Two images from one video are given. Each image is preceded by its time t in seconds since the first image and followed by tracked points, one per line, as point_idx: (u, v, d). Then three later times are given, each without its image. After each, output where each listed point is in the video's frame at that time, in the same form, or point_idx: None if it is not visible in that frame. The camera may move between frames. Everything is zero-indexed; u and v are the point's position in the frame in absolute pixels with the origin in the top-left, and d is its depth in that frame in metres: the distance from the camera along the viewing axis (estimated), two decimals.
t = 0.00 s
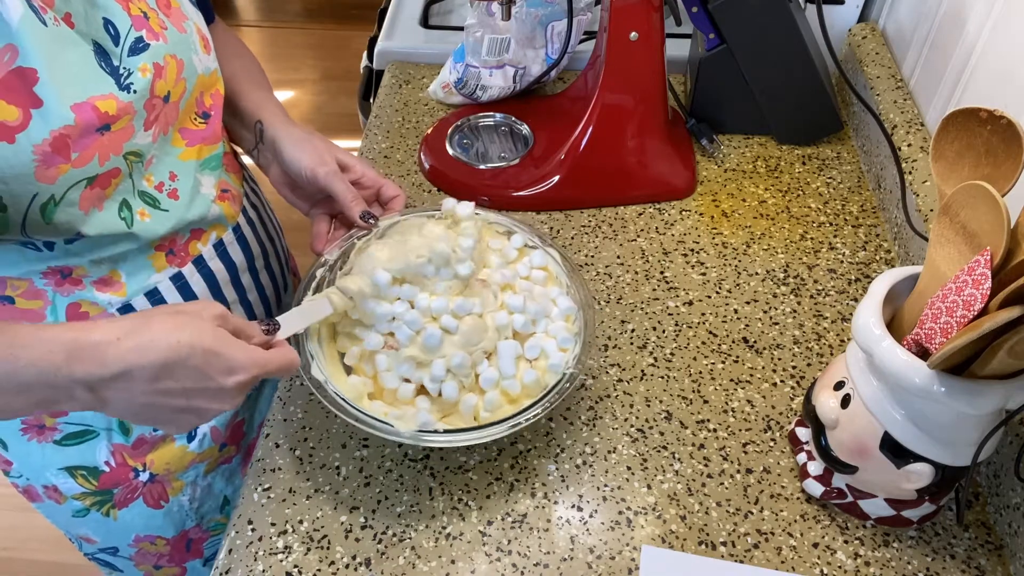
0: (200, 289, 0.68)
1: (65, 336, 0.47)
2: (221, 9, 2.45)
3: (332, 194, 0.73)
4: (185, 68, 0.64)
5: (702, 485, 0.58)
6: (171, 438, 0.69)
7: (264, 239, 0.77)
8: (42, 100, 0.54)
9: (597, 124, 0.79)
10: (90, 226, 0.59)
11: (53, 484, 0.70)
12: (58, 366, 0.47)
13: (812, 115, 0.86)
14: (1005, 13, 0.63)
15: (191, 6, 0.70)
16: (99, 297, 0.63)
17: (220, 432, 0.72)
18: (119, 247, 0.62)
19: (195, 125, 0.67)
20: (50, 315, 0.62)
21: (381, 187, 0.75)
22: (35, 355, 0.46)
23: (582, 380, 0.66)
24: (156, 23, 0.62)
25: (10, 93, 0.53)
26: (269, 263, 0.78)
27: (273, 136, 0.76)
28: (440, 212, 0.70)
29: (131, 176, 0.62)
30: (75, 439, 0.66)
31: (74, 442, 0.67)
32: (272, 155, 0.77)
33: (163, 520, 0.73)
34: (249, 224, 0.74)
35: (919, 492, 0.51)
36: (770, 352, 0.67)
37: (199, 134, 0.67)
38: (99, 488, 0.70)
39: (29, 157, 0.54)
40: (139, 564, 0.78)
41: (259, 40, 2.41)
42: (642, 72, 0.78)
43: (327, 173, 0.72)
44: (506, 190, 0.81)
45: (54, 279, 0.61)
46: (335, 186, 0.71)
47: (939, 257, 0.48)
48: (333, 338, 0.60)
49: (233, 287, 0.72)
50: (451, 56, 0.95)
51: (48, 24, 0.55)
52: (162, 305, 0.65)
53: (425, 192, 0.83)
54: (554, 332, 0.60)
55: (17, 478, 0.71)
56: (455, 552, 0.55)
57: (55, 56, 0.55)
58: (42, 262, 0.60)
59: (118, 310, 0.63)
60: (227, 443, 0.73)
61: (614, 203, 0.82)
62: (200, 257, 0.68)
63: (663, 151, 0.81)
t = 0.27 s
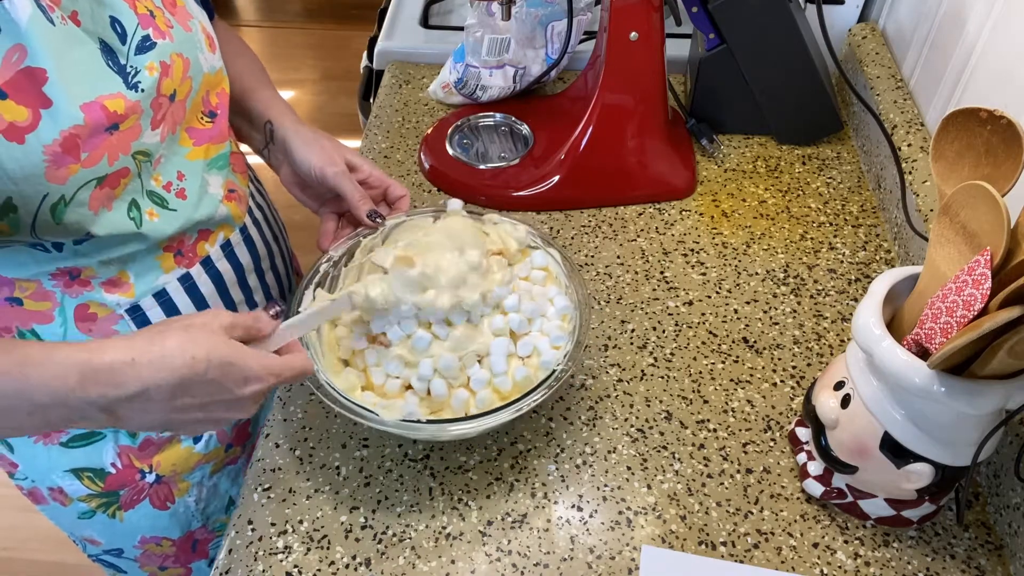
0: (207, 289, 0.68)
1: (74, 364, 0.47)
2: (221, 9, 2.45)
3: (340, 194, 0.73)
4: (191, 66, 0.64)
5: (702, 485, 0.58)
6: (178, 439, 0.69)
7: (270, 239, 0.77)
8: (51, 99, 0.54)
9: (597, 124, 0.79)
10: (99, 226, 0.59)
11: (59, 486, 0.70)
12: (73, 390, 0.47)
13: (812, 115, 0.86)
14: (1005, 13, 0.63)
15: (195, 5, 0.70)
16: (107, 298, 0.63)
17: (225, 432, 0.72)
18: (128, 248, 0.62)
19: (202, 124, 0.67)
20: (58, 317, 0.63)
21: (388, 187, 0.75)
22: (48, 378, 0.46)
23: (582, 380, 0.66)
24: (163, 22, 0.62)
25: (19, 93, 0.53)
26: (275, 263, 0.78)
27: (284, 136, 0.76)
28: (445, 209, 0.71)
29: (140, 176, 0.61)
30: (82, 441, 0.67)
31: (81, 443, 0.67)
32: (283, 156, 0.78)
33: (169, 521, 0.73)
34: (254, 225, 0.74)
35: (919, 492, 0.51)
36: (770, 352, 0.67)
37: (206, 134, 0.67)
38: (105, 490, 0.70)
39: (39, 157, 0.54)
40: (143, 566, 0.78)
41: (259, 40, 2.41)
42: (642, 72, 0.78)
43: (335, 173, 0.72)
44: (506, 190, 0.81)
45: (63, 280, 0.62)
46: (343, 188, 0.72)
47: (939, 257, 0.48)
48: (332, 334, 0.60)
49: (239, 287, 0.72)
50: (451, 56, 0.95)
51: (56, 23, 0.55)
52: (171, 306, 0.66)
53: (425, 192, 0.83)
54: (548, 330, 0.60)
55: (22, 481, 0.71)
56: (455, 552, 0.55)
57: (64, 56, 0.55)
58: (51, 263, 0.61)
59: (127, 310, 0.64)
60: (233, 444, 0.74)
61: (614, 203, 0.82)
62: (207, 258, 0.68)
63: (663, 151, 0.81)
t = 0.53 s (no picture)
0: (212, 290, 0.68)
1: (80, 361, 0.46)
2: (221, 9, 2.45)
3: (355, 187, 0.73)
4: (196, 66, 0.65)
5: (702, 485, 0.58)
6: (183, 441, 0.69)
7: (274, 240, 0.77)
8: (57, 99, 0.54)
9: (597, 124, 0.80)
10: (105, 226, 0.59)
11: (62, 488, 0.70)
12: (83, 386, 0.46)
13: (812, 115, 0.86)
14: (1005, 13, 0.63)
15: (199, 5, 0.70)
16: (112, 300, 0.63)
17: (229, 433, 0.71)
18: (133, 248, 0.62)
19: (207, 124, 0.67)
20: (63, 319, 0.62)
21: (401, 180, 0.75)
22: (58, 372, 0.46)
23: (582, 380, 0.66)
24: (168, 21, 0.63)
25: (24, 93, 0.53)
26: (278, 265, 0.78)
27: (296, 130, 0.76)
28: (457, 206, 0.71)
29: (146, 176, 0.61)
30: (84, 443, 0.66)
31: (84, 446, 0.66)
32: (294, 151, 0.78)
33: (172, 523, 0.73)
34: (258, 225, 0.74)
35: (919, 492, 0.51)
36: (770, 352, 0.67)
37: (211, 134, 0.67)
38: (109, 491, 0.70)
39: (45, 156, 0.54)
40: (146, 569, 0.78)
41: (259, 40, 2.41)
42: (642, 72, 0.78)
43: (349, 167, 0.72)
44: (506, 190, 0.81)
45: (68, 282, 0.61)
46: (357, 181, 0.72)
47: (939, 257, 0.48)
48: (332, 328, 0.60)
49: (244, 288, 0.72)
50: (451, 56, 0.95)
51: (62, 22, 0.55)
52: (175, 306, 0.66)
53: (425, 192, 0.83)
54: (546, 335, 0.60)
55: (25, 483, 0.71)
56: (455, 552, 0.55)
57: (70, 54, 0.55)
58: (57, 265, 0.60)
59: (132, 312, 0.64)
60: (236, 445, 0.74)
61: (614, 203, 0.82)
62: (212, 260, 0.68)
63: (663, 151, 0.81)
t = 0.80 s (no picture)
0: (213, 292, 0.69)
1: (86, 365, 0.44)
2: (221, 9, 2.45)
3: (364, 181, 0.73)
4: (198, 67, 0.64)
5: (702, 485, 0.58)
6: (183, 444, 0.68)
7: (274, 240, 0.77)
8: (61, 98, 0.54)
9: (597, 124, 0.79)
10: (108, 226, 0.59)
11: (62, 490, 0.70)
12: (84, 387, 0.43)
13: (812, 116, 0.86)
14: (1005, 13, 0.63)
15: (201, 5, 0.70)
16: (114, 301, 0.63)
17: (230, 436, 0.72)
18: (135, 249, 0.62)
19: (209, 125, 0.67)
20: (64, 320, 0.62)
21: (408, 173, 0.75)
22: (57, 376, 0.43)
23: (582, 379, 0.66)
24: (170, 21, 0.62)
25: (28, 93, 0.53)
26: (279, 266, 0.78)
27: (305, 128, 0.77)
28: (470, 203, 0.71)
29: (149, 176, 0.61)
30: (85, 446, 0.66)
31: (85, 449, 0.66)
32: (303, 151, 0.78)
33: (173, 525, 0.73)
34: (260, 227, 0.74)
35: (919, 492, 0.51)
36: (770, 352, 0.67)
37: (213, 134, 0.67)
38: (109, 494, 0.70)
39: (49, 156, 0.54)
40: (146, 570, 0.78)
41: (259, 40, 2.41)
42: (642, 72, 0.78)
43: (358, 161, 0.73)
44: (506, 190, 0.81)
45: (70, 283, 0.61)
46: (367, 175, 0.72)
47: (939, 257, 0.48)
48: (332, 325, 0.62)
49: (244, 289, 0.72)
50: (451, 56, 0.95)
51: (66, 21, 0.55)
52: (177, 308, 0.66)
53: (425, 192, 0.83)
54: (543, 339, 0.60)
55: (25, 484, 0.71)
56: (455, 552, 0.55)
57: (73, 53, 0.55)
58: (59, 266, 0.60)
59: (134, 313, 0.64)
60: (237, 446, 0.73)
61: (614, 203, 0.82)
62: (214, 261, 0.68)
63: (663, 151, 0.81)
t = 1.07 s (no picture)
0: (212, 292, 0.69)
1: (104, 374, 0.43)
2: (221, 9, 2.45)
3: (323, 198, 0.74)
4: (194, 67, 0.65)
5: (702, 485, 0.58)
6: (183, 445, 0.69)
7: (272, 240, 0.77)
8: (62, 98, 0.54)
9: (597, 124, 0.79)
10: (107, 226, 0.59)
11: (62, 493, 0.70)
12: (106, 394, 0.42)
13: (812, 115, 0.86)
14: (1005, 13, 0.63)
15: (195, 5, 0.70)
16: (112, 301, 0.63)
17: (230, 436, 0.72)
18: (134, 249, 0.62)
19: (205, 125, 0.67)
20: (63, 321, 0.62)
21: (368, 187, 0.76)
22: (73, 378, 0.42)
23: (582, 380, 0.66)
24: (167, 21, 0.63)
25: (29, 92, 0.53)
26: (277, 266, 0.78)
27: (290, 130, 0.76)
28: (470, 203, 0.71)
29: (147, 176, 0.62)
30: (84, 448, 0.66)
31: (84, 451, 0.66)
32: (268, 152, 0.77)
33: (173, 526, 0.73)
34: (257, 226, 0.74)
35: (919, 492, 0.51)
36: (770, 352, 0.67)
37: (210, 134, 0.67)
38: (109, 496, 0.69)
39: (50, 156, 0.54)
40: (147, 571, 0.78)
41: (258, 40, 2.41)
42: (642, 72, 0.78)
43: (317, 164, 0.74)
44: (506, 190, 0.81)
45: (68, 283, 0.61)
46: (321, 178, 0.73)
47: (939, 256, 0.48)
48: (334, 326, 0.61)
49: (243, 289, 0.72)
50: (451, 56, 0.95)
51: (65, 22, 0.55)
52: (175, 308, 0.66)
53: (425, 192, 0.83)
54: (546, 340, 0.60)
55: (24, 488, 0.71)
56: (455, 552, 0.55)
57: (72, 53, 0.55)
58: (56, 266, 0.60)
59: (132, 313, 0.64)
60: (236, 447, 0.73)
61: (614, 203, 0.82)
62: (211, 260, 0.68)
63: (663, 151, 0.81)
